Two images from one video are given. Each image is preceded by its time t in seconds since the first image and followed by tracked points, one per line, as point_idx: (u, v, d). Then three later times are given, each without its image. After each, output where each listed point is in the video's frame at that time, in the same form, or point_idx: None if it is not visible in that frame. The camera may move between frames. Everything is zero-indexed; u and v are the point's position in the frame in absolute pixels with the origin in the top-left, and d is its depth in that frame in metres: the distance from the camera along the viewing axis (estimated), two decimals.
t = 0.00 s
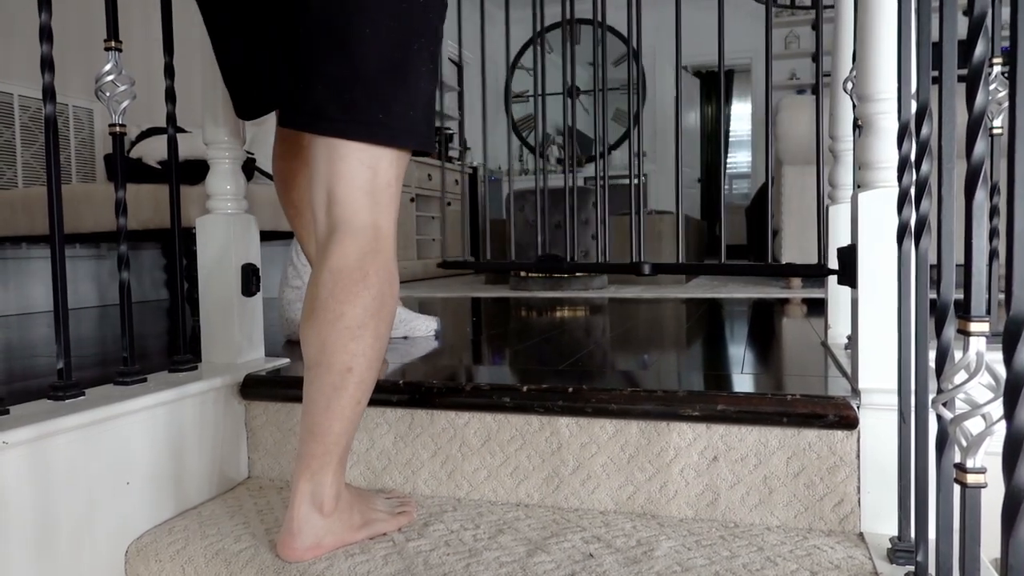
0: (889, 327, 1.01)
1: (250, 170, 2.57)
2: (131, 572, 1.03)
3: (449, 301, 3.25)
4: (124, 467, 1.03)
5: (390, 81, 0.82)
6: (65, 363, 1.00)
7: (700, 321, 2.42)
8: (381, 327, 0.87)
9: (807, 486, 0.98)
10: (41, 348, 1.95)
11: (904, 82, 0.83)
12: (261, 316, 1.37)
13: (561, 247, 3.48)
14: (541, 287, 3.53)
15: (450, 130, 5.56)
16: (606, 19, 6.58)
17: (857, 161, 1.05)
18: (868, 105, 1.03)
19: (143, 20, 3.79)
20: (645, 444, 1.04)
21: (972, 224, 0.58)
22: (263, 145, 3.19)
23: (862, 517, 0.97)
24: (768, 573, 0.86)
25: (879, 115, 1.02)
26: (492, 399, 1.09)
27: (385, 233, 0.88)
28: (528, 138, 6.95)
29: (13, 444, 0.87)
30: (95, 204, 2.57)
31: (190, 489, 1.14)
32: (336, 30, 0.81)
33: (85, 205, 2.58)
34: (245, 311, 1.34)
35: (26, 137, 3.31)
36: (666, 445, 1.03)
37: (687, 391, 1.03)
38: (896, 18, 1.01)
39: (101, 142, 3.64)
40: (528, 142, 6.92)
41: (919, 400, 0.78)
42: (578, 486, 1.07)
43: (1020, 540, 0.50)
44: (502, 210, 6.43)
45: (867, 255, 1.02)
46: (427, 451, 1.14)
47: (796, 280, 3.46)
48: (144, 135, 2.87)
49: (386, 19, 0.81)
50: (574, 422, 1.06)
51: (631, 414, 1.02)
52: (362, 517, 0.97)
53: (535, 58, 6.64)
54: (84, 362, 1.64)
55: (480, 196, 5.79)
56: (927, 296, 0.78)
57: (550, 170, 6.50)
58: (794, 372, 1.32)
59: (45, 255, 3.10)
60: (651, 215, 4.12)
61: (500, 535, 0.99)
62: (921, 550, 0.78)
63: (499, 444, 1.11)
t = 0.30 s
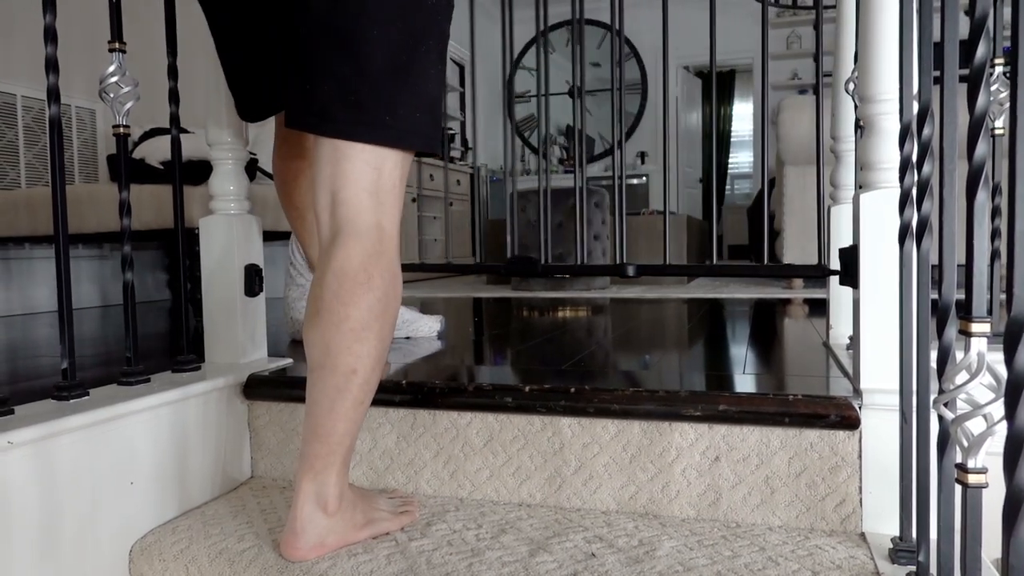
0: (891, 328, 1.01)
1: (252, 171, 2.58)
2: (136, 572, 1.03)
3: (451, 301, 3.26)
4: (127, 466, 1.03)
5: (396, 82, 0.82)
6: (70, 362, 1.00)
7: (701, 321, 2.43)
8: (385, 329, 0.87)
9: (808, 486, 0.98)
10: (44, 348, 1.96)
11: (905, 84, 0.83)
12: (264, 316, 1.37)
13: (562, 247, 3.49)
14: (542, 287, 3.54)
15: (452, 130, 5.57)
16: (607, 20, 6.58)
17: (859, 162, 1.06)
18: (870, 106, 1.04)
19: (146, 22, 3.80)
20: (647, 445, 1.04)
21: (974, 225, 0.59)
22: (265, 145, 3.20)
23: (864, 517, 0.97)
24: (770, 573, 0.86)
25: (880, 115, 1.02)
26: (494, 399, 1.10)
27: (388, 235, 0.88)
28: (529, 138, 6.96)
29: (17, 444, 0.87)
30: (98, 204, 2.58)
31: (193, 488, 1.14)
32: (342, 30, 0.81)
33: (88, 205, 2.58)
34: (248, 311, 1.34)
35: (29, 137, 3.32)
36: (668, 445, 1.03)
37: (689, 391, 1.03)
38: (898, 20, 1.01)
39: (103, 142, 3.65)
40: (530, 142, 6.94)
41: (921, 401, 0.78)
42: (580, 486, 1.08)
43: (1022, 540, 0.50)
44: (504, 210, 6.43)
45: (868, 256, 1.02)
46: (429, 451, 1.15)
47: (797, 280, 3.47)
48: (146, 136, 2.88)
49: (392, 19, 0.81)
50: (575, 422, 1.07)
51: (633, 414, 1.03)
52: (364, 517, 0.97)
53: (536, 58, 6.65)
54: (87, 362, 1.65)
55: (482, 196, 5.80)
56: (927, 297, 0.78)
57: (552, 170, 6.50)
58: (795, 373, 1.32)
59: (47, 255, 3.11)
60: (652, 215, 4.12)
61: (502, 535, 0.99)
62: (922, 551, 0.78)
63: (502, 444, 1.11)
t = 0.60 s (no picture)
0: (891, 330, 1.01)
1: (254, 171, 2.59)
2: (139, 572, 1.04)
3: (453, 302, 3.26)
4: (131, 467, 1.04)
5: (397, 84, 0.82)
6: (73, 364, 1.01)
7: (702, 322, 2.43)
8: (386, 332, 0.88)
9: (808, 488, 0.98)
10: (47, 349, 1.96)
11: (904, 87, 0.83)
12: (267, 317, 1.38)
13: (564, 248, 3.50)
14: (544, 288, 3.55)
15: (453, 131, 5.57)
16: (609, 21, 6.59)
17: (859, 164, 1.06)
18: (870, 109, 1.04)
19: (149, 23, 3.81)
20: (648, 446, 1.04)
21: (972, 228, 0.59)
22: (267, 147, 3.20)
23: (864, 519, 0.97)
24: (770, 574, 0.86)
25: (880, 118, 1.03)
26: (496, 400, 1.10)
27: (390, 238, 0.88)
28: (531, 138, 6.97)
29: (21, 445, 0.88)
30: (100, 205, 2.59)
31: (196, 489, 1.14)
32: (346, 33, 0.81)
33: (91, 206, 2.59)
34: (251, 313, 1.35)
35: (31, 138, 3.32)
36: (669, 446, 1.03)
37: (689, 393, 1.03)
38: (898, 24, 1.01)
39: (106, 143, 3.66)
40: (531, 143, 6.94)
41: (921, 403, 0.79)
42: (581, 487, 1.08)
43: (1019, 542, 0.51)
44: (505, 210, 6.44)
45: (868, 258, 1.02)
46: (431, 452, 1.15)
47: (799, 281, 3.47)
48: (148, 137, 2.89)
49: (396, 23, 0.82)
50: (577, 423, 1.07)
51: (634, 415, 1.03)
52: (366, 518, 0.98)
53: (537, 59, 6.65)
54: (90, 363, 1.65)
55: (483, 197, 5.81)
56: (927, 298, 0.79)
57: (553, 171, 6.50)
58: (797, 374, 1.33)
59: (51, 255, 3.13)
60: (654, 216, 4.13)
61: (503, 535, 0.99)
62: (922, 552, 0.79)
63: (503, 445, 1.11)
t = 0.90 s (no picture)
0: (888, 330, 1.02)
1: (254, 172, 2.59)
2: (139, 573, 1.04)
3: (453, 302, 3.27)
4: (130, 468, 1.04)
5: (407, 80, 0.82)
6: (73, 364, 1.01)
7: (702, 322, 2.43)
8: (387, 332, 0.88)
9: (806, 488, 0.99)
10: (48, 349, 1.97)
11: (901, 89, 0.84)
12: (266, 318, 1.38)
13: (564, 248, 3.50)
14: (544, 288, 3.55)
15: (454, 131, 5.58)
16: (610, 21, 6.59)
17: (857, 165, 1.06)
18: (867, 109, 1.04)
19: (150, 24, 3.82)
20: (646, 446, 1.05)
21: (965, 229, 0.59)
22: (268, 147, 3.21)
23: (861, 519, 0.97)
24: (767, 573, 0.87)
25: (877, 119, 1.03)
26: (495, 400, 1.10)
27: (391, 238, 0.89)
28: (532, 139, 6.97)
29: (20, 445, 0.88)
30: (101, 206, 2.59)
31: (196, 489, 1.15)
32: (355, 33, 0.81)
33: (92, 206, 2.60)
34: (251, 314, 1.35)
35: (32, 138, 3.33)
36: (667, 446, 1.04)
37: (687, 393, 1.04)
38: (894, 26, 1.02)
39: (106, 144, 3.67)
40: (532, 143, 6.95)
41: (917, 402, 0.79)
42: (580, 487, 1.08)
43: (1012, 541, 0.51)
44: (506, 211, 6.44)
45: (864, 258, 1.03)
46: (430, 452, 1.15)
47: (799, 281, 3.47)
48: (149, 137, 2.90)
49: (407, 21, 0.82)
50: (575, 423, 1.07)
51: (632, 415, 1.03)
52: (365, 518, 0.98)
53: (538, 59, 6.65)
54: (90, 363, 1.65)
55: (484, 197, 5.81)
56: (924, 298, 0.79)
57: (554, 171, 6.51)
58: (795, 374, 1.33)
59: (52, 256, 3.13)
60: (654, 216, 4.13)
61: (501, 535, 1.00)
62: (918, 551, 0.79)
63: (502, 445, 1.12)
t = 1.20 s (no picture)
0: (885, 325, 1.01)
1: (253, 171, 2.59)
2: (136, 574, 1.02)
3: (453, 302, 3.26)
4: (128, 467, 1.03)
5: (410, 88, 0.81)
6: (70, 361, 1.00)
7: (701, 321, 2.43)
8: (390, 331, 0.88)
9: (803, 486, 0.98)
10: (46, 348, 1.97)
11: (899, 86, 0.83)
12: (263, 317, 1.38)
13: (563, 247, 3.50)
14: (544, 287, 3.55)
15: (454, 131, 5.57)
16: (610, 20, 6.58)
17: (854, 163, 1.06)
18: (865, 106, 1.04)
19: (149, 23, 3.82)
20: (643, 444, 1.04)
21: (961, 226, 0.59)
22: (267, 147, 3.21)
23: (859, 517, 0.97)
24: (763, 571, 0.86)
25: (874, 116, 1.02)
26: (491, 399, 1.10)
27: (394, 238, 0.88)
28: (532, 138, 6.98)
29: (17, 443, 0.87)
30: (100, 205, 2.59)
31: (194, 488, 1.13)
32: (367, 35, 0.78)
33: (91, 206, 2.60)
34: (246, 313, 1.34)
35: (31, 137, 3.32)
36: (664, 445, 1.03)
37: (684, 391, 1.03)
38: (892, 22, 1.01)
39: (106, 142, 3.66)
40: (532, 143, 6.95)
41: (914, 399, 0.78)
42: (577, 486, 1.08)
43: (1007, 538, 0.51)
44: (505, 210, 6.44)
45: (861, 255, 1.02)
46: (427, 450, 1.15)
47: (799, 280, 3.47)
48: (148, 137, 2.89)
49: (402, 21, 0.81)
50: (572, 421, 1.07)
51: (629, 413, 1.03)
52: (361, 516, 0.98)
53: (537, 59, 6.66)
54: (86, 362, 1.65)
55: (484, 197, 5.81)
56: (920, 296, 0.79)
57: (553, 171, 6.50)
58: (793, 372, 1.33)
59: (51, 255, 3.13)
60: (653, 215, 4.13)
61: (498, 533, 0.99)
62: (915, 549, 0.79)
63: (499, 443, 1.11)
